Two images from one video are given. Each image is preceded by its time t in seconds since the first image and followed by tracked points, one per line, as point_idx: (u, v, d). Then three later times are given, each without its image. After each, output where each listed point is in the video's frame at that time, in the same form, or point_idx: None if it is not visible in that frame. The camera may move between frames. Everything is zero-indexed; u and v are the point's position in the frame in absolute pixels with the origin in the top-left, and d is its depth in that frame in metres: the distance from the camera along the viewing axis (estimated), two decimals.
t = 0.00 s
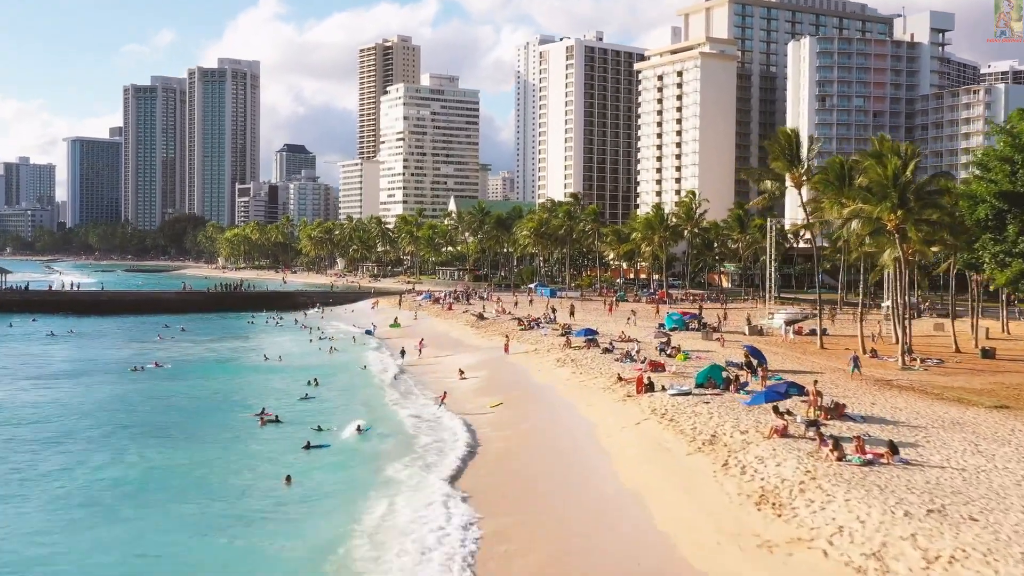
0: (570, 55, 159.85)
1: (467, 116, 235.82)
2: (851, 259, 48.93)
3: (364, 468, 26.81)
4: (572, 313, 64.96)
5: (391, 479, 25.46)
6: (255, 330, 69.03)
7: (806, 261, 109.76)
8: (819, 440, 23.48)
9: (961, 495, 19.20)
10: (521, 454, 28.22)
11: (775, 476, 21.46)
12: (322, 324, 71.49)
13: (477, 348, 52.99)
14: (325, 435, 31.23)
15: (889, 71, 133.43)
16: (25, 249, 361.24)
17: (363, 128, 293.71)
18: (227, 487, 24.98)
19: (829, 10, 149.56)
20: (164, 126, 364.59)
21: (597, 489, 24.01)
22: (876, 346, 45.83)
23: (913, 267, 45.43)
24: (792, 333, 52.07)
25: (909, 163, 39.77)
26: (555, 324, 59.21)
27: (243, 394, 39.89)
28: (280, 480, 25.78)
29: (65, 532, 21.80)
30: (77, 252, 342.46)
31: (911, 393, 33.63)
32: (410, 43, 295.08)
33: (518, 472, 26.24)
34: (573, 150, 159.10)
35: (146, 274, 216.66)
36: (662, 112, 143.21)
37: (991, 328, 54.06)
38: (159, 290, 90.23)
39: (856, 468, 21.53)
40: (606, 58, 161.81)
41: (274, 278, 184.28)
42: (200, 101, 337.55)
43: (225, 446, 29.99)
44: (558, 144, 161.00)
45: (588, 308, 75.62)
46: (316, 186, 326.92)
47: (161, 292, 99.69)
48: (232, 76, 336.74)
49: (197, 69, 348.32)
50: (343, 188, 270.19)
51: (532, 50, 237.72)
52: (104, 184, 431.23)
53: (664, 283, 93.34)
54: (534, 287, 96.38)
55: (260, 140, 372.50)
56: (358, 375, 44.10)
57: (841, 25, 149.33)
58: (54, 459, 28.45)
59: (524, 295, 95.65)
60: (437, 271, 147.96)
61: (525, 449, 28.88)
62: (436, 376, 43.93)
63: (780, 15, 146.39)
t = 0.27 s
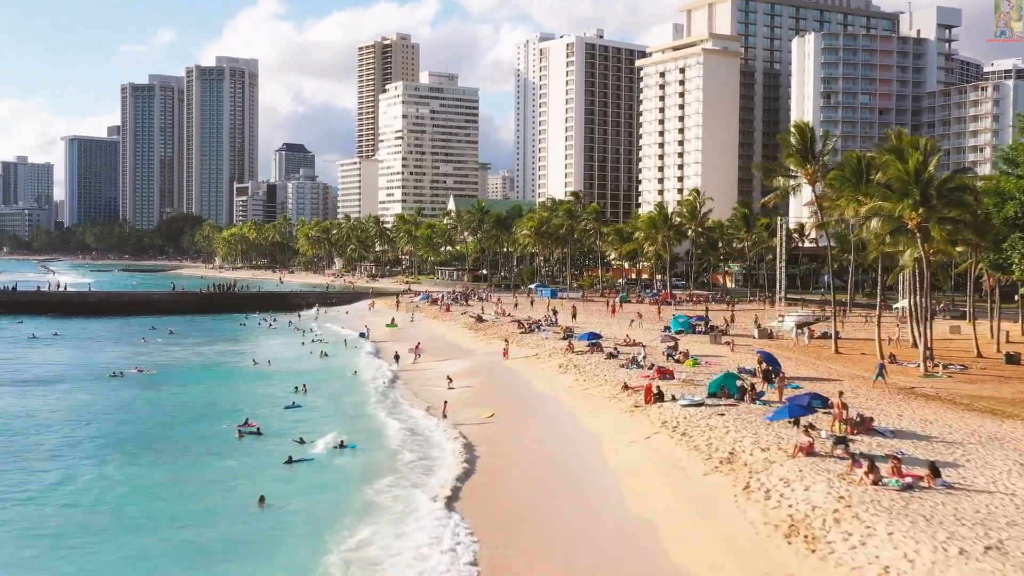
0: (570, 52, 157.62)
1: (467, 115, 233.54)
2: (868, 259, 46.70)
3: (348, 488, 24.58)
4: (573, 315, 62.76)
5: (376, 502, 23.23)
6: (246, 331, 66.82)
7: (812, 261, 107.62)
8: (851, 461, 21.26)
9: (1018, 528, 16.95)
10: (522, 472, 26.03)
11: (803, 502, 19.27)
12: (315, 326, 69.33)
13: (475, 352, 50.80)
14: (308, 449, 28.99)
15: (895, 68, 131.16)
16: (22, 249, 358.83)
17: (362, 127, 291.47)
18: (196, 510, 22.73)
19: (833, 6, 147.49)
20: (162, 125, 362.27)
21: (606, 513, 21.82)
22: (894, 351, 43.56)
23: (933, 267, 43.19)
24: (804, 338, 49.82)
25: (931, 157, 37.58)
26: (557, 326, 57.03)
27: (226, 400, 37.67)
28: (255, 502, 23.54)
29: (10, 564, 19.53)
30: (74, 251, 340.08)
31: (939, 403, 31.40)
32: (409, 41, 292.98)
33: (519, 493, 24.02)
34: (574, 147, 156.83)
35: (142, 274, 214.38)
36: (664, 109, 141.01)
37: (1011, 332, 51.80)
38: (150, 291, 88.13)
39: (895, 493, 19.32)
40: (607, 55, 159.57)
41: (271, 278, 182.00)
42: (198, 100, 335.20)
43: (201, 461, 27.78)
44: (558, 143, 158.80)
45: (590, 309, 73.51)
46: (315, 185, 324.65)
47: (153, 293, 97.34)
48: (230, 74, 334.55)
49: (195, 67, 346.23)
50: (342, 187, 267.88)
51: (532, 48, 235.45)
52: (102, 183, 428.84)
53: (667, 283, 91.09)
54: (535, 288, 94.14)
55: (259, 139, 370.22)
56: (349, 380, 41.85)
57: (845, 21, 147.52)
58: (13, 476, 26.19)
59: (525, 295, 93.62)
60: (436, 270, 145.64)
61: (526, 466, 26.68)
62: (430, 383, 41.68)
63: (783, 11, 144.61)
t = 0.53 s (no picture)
0: (572, 49, 155.46)
1: (468, 114, 231.29)
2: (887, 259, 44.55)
3: (330, 514, 22.36)
4: (577, 318, 60.62)
5: (358, 530, 21.04)
6: (238, 333, 64.64)
7: (819, 260, 105.61)
8: (891, 488, 19.01)
9: None
10: (523, 493, 23.82)
11: (838, 536, 17.09)
12: (309, 328, 67.20)
13: (475, 357, 48.61)
14: (290, 465, 26.78)
15: (903, 65, 128.93)
16: (21, 248, 357.00)
17: (363, 126, 289.43)
18: (159, 541, 20.56)
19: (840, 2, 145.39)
20: (162, 124, 360.32)
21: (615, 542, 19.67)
22: (916, 357, 41.35)
23: (956, 268, 40.99)
24: (818, 342, 47.67)
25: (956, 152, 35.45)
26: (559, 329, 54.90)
27: (206, 408, 35.47)
28: (226, 530, 21.34)
29: None
30: (73, 251, 338.26)
31: (971, 416, 29.17)
32: (410, 39, 290.80)
33: (518, 518, 21.83)
34: (576, 146, 154.65)
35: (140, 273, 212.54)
36: (668, 107, 138.90)
37: None
38: (142, 292, 85.94)
39: (941, 525, 17.10)
40: (609, 52, 157.50)
41: (270, 278, 180.01)
42: (198, 98, 333.09)
43: (171, 480, 25.56)
44: (560, 141, 156.61)
45: (595, 311, 71.41)
46: (315, 184, 322.47)
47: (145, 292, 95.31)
48: (230, 73, 332.61)
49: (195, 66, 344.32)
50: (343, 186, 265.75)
51: (534, 46, 233.42)
52: (103, 183, 426.87)
53: (672, 284, 88.95)
54: (536, 288, 92.01)
55: (259, 138, 368.18)
56: (340, 387, 39.63)
57: (852, 17, 145.57)
58: None
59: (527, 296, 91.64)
60: (436, 270, 143.44)
61: (528, 486, 24.49)
62: (426, 390, 39.50)
63: (789, 7, 142.67)
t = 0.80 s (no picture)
0: (575, 46, 153.31)
1: (470, 112, 229.06)
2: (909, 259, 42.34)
3: (307, 543, 20.25)
4: (581, 320, 58.39)
5: (334, 563, 18.99)
6: (230, 335, 62.46)
7: (828, 260, 103.36)
8: (939, 519, 16.81)
9: None
10: (524, 516, 21.68)
11: None
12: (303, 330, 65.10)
13: (473, 363, 46.44)
14: (268, 484, 24.67)
15: (912, 61, 126.59)
16: (20, 248, 355.02)
17: (364, 125, 287.35)
18: None
19: None
20: (163, 124, 358.29)
21: None
22: (939, 363, 39.16)
23: (983, 268, 38.75)
24: (834, 346, 45.45)
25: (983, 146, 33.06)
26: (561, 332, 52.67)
27: (184, 418, 33.35)
28: (186, 562, 19.25)
29: None
30: (73, 251, 336.30)
31: (1010, 429, 26.98)
32: (412, 37, 288.64)
33: (516, 548, 19.69)
34: (579, 144, 152.43)
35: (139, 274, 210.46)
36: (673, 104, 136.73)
37: None
38: (135, 292, 83.77)
39: (999, 566, 14.93)
40: (612, 50, 155.37)
41: (269, 278, 177.88)
42: (199, 97, 330.96)
43: (136, 502, 23.40)
44: (563, 139, 154.39)
45: (600, 313, 69.29)
46: (316, 183, 320.34)
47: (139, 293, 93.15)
48: (231, 71, 330.53)
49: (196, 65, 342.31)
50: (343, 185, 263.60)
51: (536, 45, 231.16)
52: (103, 183, 424.83)
53: (678, 285, 86.73)
54: (539, 289, 89.80)
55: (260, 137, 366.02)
56: (329, 395, 37.45)
57: (859, 14, 143.39)
58: None
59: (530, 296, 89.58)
60: (437, 270, 141.24)
61: (531, 509, 22.37)
62: (421, 399, 37.34)
63: (795, 3, 140.49)
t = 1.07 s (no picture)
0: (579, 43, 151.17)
1: (472, 110, 226.80)
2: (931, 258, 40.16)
3: None
4: (585, 323, 56.15)
5: None
6: (219, 337, 60.29)
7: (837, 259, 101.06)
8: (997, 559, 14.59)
9: None
10: (523, 544, 19.80)
11: None
12: (298, 332, 62.95)
13: (471, 367, 44.30)
14: (237, 506, 22.63)
15: (921, 57, 124.43)
16: (21, 248, 353.19)
17: (366, 124, 285.22)
18: None
19: None
20: (164, 123, 356.26)
21: None
22: (965, 370, 36.97)
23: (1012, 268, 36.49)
24: (850, 350, 43.28)
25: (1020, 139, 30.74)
26: (564, 334, 50.56)
27: (159, 428, 31.28)
28: None
29: None
30: (73, 251, 334.44)
31: None
32: (414, 35, 286.42)
33: None
34: (582, 142, 150.26)
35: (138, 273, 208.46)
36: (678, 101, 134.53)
37: None
38: (127, 293, 81.57)
39: None
40: (616, 47, 153.26)
41: (269, 278, 175.83)
42: (200, 96, 328.86)
43: (92, 526, 21.36)
44: (565, 137, 152.11)
45: (605, 314, 67.12)
46: (318, 182, 318.22)
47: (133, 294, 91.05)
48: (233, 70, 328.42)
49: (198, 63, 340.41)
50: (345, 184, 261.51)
51: (539, 42, 228.77)
52: (105, 182, 422.88)
53: (685, 285, 84.52)
54: (541, 289, 87.64)
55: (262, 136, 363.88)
56: (316, 403, 35.33)
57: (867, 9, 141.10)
58: None
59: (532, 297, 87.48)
60: (438, 270, 139.09)
61: (532, 536, 20.44)
62: (416, 408, 35.19)
63: None
